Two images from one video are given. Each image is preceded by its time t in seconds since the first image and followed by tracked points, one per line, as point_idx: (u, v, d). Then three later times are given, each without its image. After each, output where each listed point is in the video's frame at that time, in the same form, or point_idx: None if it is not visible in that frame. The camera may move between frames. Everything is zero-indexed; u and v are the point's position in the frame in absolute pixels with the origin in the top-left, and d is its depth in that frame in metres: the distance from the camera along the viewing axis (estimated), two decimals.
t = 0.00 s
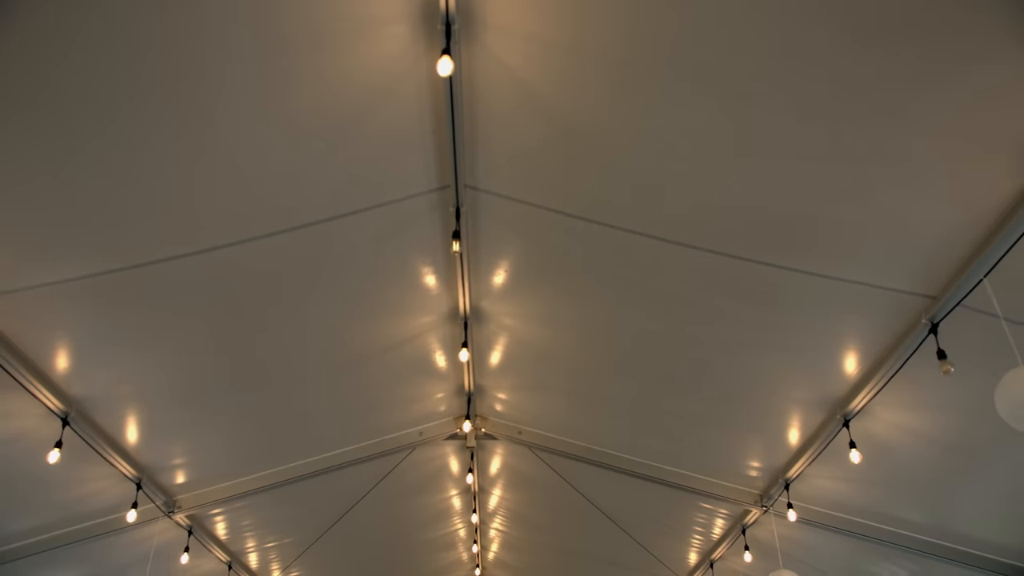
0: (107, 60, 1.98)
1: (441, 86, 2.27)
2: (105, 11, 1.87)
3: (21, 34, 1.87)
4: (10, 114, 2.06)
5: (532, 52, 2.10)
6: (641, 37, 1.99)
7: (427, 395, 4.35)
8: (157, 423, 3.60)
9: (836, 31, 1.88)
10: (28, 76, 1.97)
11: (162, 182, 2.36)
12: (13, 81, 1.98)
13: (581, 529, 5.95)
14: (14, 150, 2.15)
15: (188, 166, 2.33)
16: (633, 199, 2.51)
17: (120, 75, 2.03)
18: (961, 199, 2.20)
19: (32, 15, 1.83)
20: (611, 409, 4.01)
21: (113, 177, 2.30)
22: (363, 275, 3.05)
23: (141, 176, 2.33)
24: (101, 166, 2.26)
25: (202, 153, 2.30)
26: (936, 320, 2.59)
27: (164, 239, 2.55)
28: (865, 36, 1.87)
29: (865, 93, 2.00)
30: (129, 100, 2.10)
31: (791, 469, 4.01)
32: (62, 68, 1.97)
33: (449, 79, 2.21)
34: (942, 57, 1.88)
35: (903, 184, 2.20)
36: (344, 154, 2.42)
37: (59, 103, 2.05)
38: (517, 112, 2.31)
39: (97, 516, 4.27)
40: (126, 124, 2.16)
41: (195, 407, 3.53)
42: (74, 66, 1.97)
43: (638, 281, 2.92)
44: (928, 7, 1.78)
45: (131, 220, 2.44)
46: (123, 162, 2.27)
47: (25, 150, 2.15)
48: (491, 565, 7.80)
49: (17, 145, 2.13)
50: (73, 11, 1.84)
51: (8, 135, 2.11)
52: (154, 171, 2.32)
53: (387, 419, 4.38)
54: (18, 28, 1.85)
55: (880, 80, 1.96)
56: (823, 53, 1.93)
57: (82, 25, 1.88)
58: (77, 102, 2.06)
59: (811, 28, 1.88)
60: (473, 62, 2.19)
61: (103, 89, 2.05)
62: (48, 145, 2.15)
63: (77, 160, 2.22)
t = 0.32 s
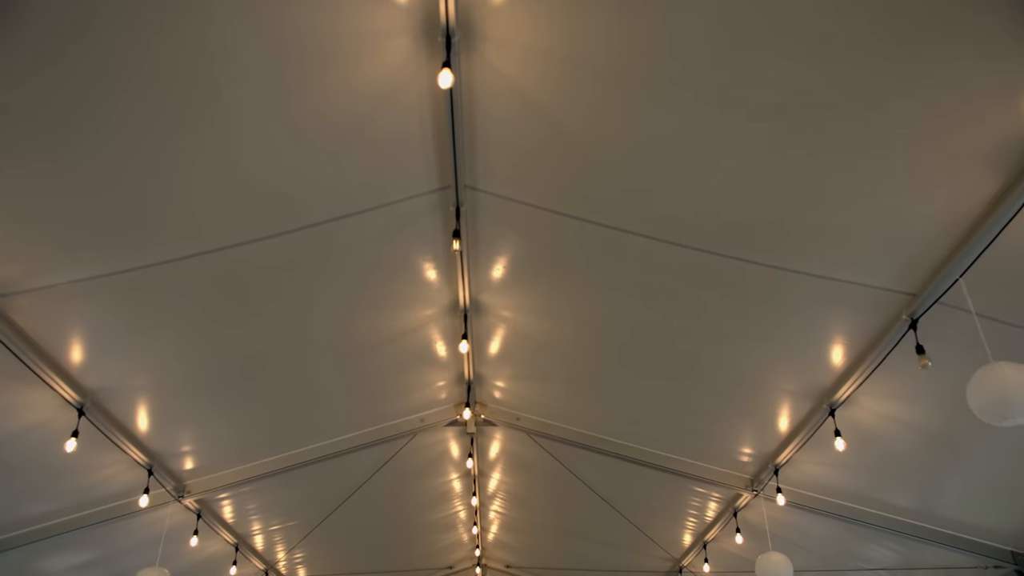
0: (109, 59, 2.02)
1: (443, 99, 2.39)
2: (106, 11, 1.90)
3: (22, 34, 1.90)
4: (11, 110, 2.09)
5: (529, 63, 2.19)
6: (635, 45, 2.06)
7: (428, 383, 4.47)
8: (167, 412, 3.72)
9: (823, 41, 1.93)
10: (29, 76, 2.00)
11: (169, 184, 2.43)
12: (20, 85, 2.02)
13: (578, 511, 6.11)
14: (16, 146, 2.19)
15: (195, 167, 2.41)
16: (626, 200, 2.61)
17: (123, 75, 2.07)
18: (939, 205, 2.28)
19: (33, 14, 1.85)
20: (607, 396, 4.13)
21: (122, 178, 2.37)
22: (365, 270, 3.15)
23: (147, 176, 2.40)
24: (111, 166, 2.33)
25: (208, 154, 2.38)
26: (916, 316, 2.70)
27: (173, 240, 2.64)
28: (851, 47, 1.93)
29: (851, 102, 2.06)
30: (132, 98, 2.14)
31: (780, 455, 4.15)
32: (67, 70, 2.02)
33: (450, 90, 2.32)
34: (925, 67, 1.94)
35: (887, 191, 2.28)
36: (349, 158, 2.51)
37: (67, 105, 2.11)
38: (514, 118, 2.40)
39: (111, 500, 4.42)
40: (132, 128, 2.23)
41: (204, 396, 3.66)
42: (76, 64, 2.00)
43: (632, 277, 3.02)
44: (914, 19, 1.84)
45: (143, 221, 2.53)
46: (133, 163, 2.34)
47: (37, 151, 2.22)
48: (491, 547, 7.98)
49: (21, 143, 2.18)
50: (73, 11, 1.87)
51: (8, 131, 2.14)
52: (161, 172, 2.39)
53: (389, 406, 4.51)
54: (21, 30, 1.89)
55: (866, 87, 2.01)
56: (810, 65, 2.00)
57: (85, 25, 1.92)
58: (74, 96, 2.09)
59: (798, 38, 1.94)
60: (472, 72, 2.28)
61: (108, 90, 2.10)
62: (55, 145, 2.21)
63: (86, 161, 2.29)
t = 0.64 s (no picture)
0: (110, 58, 2.08)
1: (441, 104, 2.50)
2: (106, 12, 1.95)
3: (23, 35, 1.95)
4: (13, 108, 2.14)
5: (525, 69, 2.28)
6: (626, 50, 2.14)
7: (429, 367, 4.59)
8: (177, 396, 3.85)
9: (806, 49, 2.01)
10: (33, 77, 2.07)
11: (176, 182, 2.52)
12: (25, 86, 2.09)
13: (575, 490, 6.28)
14: (19, 143, 2.25)
15: (198, 165, 2.49)
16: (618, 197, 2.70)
17: (126, 76, 2.13)
18: (918, 204, 2.37)
19: (32, 13, 1.90)
20: (603, 381, 4.26)
21: (130, 176, 2.46)
22: (367, 261, 3.25)
23: (153, 174, 2.48)
24: (116, 163, 2.40)
25: (210, 151, 2.45)
26: (897, 309, 2.80)
27: (182, 235, 2.74)
28: (833, 55, 2.01)
29: (833, 107, 2.14)
30: (133, 97, 2.20)
31: (770, 438, 4.29)
32: (70, 70, 2.08)
33: (449, 96, 2.42)
34: (905, 75, 2.01)
35: (869, 192, 2.37)
36: (351, 157, 2.61)
37: (72, 105, 2.18)
38: (511, 119, 2.49)
39: (123, 480, 4.57)
40: (139, 128, 2.31)
41: (213, 381, 3.78)
42: (78, 63, 2.06)
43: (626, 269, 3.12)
44: (893, 31, 1.91)
45: (152, 217, 2.63)
46: (136, 159, 2.41)
47: (46, 151, 2.29)
48: (491, 524, 8.17)
49: (24, 140, 2.25)
50: (73, 12, 1.93)
51: (11, 129, 2.20)
52: (167, 170, 2.47)
53: (391, 390, 4.64)
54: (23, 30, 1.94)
55: (848, 93, 2.09)
56: (794, 71, 2.07)
57: (86, 25, 1.97)
58: (74, 93, 2.14)
59: (782, 46, 2.02)
60: (470, 75, 2.37)
61: (111, 90, 2.16)
62: (62, 144, 2.29)
63: (95, 159, 2.37)
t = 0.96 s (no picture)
0: (111, 59, 2.13)
1: (440, 104, 2.60)
2: (107, 14, 2.01)
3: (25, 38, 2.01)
4: (22, 111, 2.22)
5: (520, 72, 2.38)
6: (618, 53, 2.22)
7: (430, 351, 4.72)
8: (187, 380, 3.98)
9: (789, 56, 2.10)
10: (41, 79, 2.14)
11: (187, 181, 2.63)
12: (33, 89, 2.16)
13: (574, 469, 6.44)
14: (38, 147, 2.35)
15: (208, 165, 2.59)
16: (611, 193, 2.81)
17: (129, 77, 2.20)
18: (897, 203, 2.48)
19: (41, 19, 1.97)
20: (599, 365, 4.39)
21: (136, 173, 2.54)
22: (369, 252, 3.36)
23: (165, 174, 2.58)
24: (127, 164, 2.50)
25: (212, 149, 2.53)
26: (879, 300, 2.92)
27: (190, 230, 2.85)
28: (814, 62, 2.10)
29: (816, 110, 2.24)
30: (138, 98, 2.28)
31: (761, 420, 4.42)
32: (74, 72, 2.14)
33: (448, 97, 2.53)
34: (883, 81, 2.10)
35: (850, 191, 2.47)
36: (354, 155, 2.71)
37: (79, 106, 2.25)
38: (507, 119, 2.59)
39: (134, 461, 4.73)
40: (144, 128, 2.39)
41: (222, 366, 3.91)
42: (83, 65, 2.13)
43: (620, 260, 3.24)
44: (870, 42, 2.01)
45: (161, 213, 2.73)
46: (149, 160, 2.51)
47: (55, 151, 2.38)
48: (492, 501, 8.37)
49: (43, 143, 2.34)
50: (73, 14, 1.98)
51: (16, 129, 2.27)
52: (178, 170, 2.58)
53: (394, 373, 4.78)
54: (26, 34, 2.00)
55: (830, 97, 2.18)
56: (778, 76, 2.16)
57: (85, 27, 2.02)
58: (90, 99, 2.24)
59: (765, 53, 2.11)
60: (468, 77, 2.47)
61: (118, 92, 2.24)
62: (76, 146, 2.38)
63: (103, 159, 2.46)
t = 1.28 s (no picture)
0: (114, 56, 2.20)
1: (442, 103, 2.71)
2: (106, 9, 2.06)
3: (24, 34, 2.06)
4: (46, 115, 2.32)
5: (520, 75, 2.48)
6: (613, 59, 2.31)
7: (433, 335, 4.85)
8: (200, 365, 4.12)
9: (776, 59, 2.19)
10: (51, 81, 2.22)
11: (201, 179, 2.74)
12: (44, 90, 2.24)
13: (574, 448, 6.61)
14: (59, 146, 2.45)
15: (221, 164, 2.70)
16: (607, 187, 2.92)
17: (139, 78, 2.28)
18: (880, 200, 2.58)
19: (67, 32, 2.08)
20: (597, 350, 4.53)
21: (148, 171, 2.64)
22: (375, 243, 3.47)
23: (179, 173, 2.69)
24: (144, 163, 2.61)
25: (221, 147, 2.63)
26: (865, 290, 3.04)
27: (203, 224, 2.96)
28: (800, 65, 2.19)
29: (802, 111, 2.33)
30: (154, 101, 2.38)
31: (754, 402, 4.56)
32: (84, 73, 2.22)
33: (451, 97, 2.63)
34: (865, 87, 2.20)
35: (836, 189, 2.58)
36: (360, 152, 2.82)
37: (89, 104, 2.33)
38: (508, 119, 2.70)
39: (146, 442, 4.88)
40: (152, 126, 2.47)
41: (233, 351, 4.05)
42: (89, 65, 2.20)
43: (616, 251, 3.35)
44: (852, 51, 2.11)
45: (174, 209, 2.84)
46: (164, 160, 2.62)
47: (67, 149, 2.46)
48: (494, 478, 8.55)
49: (64, 144, 2.45)
50: (72, 9, 2.03)
51: (38, 129, 2.36)
52: (192, 169, 2.69)
53: (398, 356, 4.91)
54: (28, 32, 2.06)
55: (816, 99, 2.28)
56: (765, 78, 2.25)
57: (84, 23, 2.08)
58: (110, 104, 2.35)
59: (754, 57, 2.20)
60: (469, 80, 2.57)
61: (124, 91, 2.31)
62: (94, 147, 2.49)
63: (121, 158, 2.57)
